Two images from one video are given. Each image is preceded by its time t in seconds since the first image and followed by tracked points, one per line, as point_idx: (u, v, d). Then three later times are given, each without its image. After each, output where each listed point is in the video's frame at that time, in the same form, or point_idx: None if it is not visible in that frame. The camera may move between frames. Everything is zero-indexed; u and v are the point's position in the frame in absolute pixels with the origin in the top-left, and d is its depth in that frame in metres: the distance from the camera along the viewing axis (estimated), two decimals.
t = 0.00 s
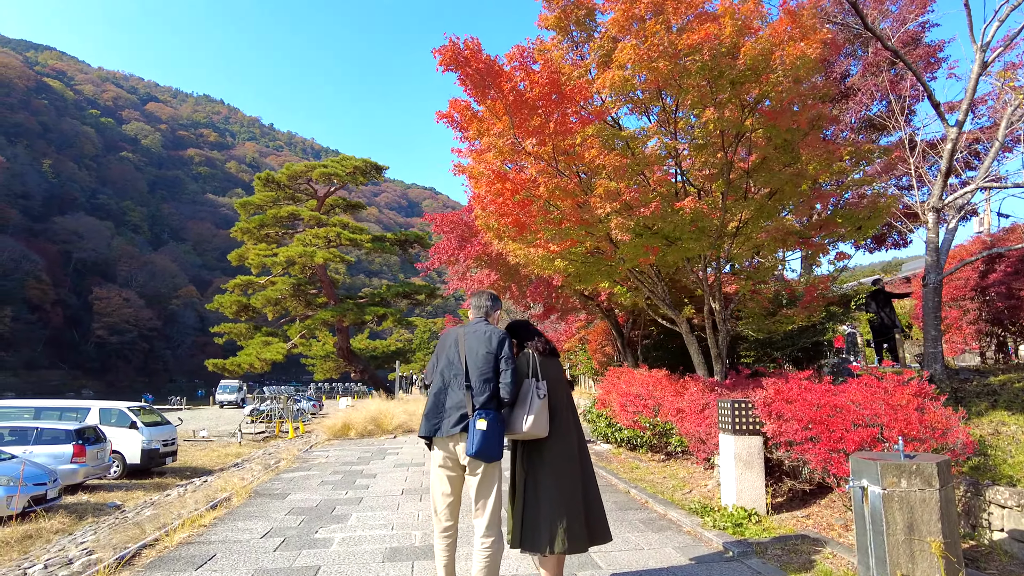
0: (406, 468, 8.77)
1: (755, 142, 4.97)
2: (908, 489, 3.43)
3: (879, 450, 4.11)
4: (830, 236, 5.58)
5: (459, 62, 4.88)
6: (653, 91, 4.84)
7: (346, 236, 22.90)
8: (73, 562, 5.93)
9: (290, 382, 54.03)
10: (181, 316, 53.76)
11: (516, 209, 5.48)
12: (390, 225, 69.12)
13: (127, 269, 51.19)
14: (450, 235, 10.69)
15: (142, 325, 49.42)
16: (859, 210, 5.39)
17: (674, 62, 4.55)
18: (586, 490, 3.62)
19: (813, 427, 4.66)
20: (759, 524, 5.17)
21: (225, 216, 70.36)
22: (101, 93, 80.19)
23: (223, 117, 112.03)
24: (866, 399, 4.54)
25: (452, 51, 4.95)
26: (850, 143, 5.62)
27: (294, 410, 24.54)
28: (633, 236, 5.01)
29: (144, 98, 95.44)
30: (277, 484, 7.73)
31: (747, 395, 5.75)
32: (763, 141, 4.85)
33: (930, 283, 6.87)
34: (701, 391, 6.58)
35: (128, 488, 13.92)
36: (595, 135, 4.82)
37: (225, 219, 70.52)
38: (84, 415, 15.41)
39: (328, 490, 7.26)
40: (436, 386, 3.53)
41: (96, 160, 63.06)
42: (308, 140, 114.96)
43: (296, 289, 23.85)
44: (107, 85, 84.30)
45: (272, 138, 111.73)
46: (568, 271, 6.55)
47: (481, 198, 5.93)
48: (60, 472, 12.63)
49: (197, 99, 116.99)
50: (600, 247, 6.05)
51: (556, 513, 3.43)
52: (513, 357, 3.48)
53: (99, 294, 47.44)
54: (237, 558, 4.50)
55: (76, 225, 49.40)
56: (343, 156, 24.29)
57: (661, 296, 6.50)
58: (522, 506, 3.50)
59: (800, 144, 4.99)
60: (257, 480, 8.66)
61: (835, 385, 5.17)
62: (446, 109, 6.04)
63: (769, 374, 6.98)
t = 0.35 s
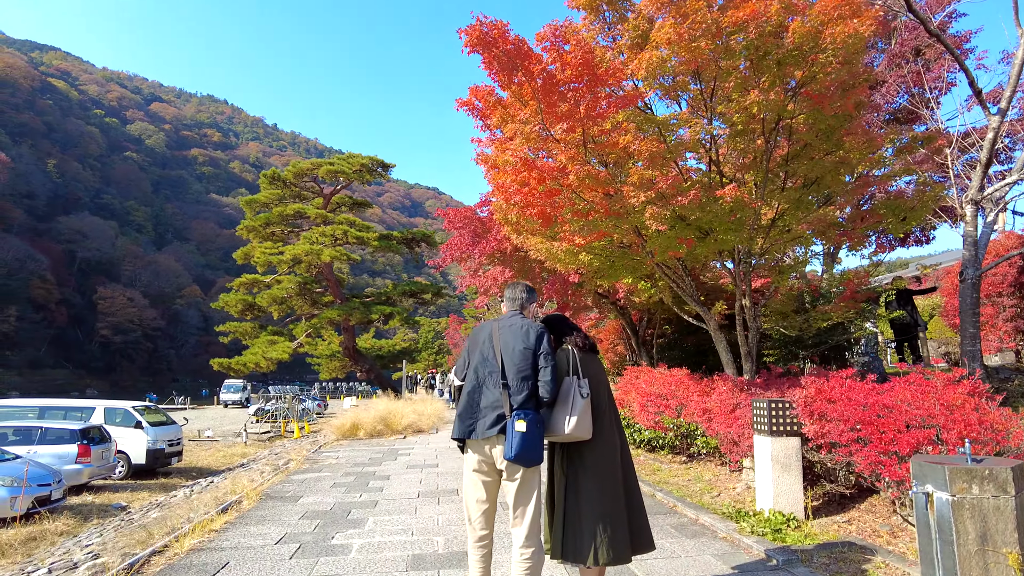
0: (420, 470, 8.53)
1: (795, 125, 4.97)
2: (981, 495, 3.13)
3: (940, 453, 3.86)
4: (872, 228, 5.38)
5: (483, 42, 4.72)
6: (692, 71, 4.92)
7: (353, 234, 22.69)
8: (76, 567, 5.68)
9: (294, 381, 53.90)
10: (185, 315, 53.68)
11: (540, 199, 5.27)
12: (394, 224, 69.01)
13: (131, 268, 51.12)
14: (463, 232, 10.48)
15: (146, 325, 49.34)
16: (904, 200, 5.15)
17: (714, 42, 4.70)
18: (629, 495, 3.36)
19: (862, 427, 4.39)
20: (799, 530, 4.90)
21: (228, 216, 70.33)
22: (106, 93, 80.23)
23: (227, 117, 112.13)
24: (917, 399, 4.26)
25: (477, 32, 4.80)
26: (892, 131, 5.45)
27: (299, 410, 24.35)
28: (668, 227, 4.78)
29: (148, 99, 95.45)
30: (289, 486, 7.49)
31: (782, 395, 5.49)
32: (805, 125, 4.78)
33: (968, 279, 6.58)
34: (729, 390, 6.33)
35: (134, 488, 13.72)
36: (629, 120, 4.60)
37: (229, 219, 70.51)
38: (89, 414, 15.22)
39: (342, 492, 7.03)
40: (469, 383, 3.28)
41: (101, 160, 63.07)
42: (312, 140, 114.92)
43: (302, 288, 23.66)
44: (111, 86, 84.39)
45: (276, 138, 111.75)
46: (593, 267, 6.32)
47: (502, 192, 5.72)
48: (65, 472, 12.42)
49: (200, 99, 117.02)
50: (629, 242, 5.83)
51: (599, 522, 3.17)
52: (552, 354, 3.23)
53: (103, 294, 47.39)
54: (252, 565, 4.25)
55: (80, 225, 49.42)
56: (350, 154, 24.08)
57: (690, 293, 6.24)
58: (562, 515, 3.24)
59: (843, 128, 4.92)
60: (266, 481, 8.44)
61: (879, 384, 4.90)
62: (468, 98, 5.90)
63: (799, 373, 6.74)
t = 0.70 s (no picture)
0: (434, 475, 8.23)
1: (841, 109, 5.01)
2: None
3: (1008, 462, 3.52)
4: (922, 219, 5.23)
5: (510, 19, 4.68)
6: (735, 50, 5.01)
7: (359, 233, 22.42)
8: None
9: (299, 382, 53.71)
10: (190, 316, 53.53)
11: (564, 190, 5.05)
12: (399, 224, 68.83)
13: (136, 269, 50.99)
14: (475, 228, 10.20)
15: (151, 326, 49.20)
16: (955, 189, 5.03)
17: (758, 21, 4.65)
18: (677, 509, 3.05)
19: (918, 432, 4.09)
20: (845, 541, 4.59)
21: (233, 216, 70.18)
22: (110, 95, 80.30)
23: (231, 118, 112.19)
24: (979, 401, 3.94)
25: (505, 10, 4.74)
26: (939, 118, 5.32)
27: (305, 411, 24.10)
28: (706, 217, 4.49)
29: (152, 100, 95.39)
30: (298, 493, 7.18)
31: (822, 396, 5.19)
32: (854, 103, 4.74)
33: (1012, 274, 6.24)
34: (761, 391, 6.03)
35: (138, 492, 13.45)
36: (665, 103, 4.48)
37: (233, 219, 70.40)
38: (93, 416, 14.96)
39: (354, 499, 6.73)
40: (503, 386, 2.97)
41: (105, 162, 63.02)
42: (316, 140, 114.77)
43: (308, 288, 23.40)
44: (115, 88, 84.40)
45: (279, 138, 111.67)
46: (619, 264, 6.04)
47: (523, 187, 5.48)
48: (68, 476, 12.17)
49: (204, 100, 116.99)
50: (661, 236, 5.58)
51: (648, 541, 2.87)
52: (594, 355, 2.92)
53: (108, 294, 47.28)
54: None
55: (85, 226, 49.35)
56: (356, 152, 23.83)
57: (719, 290, 5.95)
58: (606, 532, 2.94)
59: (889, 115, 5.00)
60: (275, 486, 8.17)
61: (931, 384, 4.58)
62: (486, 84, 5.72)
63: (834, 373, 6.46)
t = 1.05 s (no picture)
0: (452, 476, 7.98)
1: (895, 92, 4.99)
2: None
3: None
4: (977, 207, 5.09)
5: None
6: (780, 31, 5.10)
7: (369, 231, 22.19)
8: None
9: (306, 382, 53.63)
10: (196, 316, 53.50)
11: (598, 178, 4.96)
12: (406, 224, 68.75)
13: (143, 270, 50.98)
14: (491, 224, 9.95)
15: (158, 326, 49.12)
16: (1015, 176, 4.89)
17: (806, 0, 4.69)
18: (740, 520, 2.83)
19: (985, 434, 3.85)
20: (900, 549, 4.31)
21: (239, 217, 70.19)
22: (117, 97, 80.46)
23: (237, 119, 112.34)
24: None
25: None
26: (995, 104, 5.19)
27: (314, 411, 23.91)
28: (753, 203, 4.43)
29: (159, 101, 95.61)
30: (314, 496, 6.96)
31: (870, 396, 4.91)
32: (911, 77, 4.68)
33: None
34: (800, 391, 5.76)
35: (147, 494, 13.26)
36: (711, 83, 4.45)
37: (240, 220, 70.43)
38: (102, 417, 14.77)
39: (372, 503, 6.49)
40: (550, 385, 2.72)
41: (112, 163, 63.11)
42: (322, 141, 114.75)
43: (316, 287, 23.20)
44: (122, 89, 84.52)
45: (285, 139, 111.83)
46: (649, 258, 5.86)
47: (552, 177, 5.38)
48: (77, 477, 12.00)
49: (210, 101, 117.25)
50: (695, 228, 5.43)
51: (712, 554, 2.64)
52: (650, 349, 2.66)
53: (115, 295, 47.28)
54: None
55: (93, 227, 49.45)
56: (365, 150, 23.65)
57: (754, 285, 5.74)
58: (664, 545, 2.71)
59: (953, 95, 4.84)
60: (289, 488, 7.95)
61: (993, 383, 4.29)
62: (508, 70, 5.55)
63: (874, 371, 6.22)
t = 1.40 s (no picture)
0: (473, 482, 7.71)
1: (959, 76, 4.88)
2: None
3: None
4: None
5: None
6: (837, 12, 5.14)
7: (380, 231, 21.98)
8: None
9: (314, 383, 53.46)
10: (204, 317, 53.46)
11: (639, 166, 4.79)
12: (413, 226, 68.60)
13: (151, 271, 51.01)
14: (512, 222, 9.72)
15: (166, 327, 49.09)
16: None
17: None
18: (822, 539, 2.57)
19: None
20: (967, 565, 3.99)
21: (246, 219, 70.25)
22: (126, 99, 80.73)
23: (244, 121, 112.63)
24: None
25: None
26: None
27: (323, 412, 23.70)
28: (814, 192, 4.26)
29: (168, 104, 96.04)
30: (333, 502, 6.70)
31: (928, 400, 4.61)
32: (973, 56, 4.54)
33: None
34: (845, 394, 5.46)
35: (157, 497, 13.06)
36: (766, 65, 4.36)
37: (247, 222, 70.53)
38: (111, 418, 14.57)
39: (393, 511, 6.23)
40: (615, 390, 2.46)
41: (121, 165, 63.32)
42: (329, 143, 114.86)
43: (326, 288, 23.00)
44: (131, 92, 84.86)
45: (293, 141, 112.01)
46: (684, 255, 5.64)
47: (588, 169, 5.22)
48: (86, 480, 11.80)
49: (218, 104, 117.64)
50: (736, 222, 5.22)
51: None
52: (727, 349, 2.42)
53: (123, 296, 47.30)
54: None
55: (101, 229, 49.58)
56: (375, 149, 23.46)
57: (797, 283, 5.48)
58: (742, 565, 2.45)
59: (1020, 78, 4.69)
60: (304, 493, 7.71)
61: None
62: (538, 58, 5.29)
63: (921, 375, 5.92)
